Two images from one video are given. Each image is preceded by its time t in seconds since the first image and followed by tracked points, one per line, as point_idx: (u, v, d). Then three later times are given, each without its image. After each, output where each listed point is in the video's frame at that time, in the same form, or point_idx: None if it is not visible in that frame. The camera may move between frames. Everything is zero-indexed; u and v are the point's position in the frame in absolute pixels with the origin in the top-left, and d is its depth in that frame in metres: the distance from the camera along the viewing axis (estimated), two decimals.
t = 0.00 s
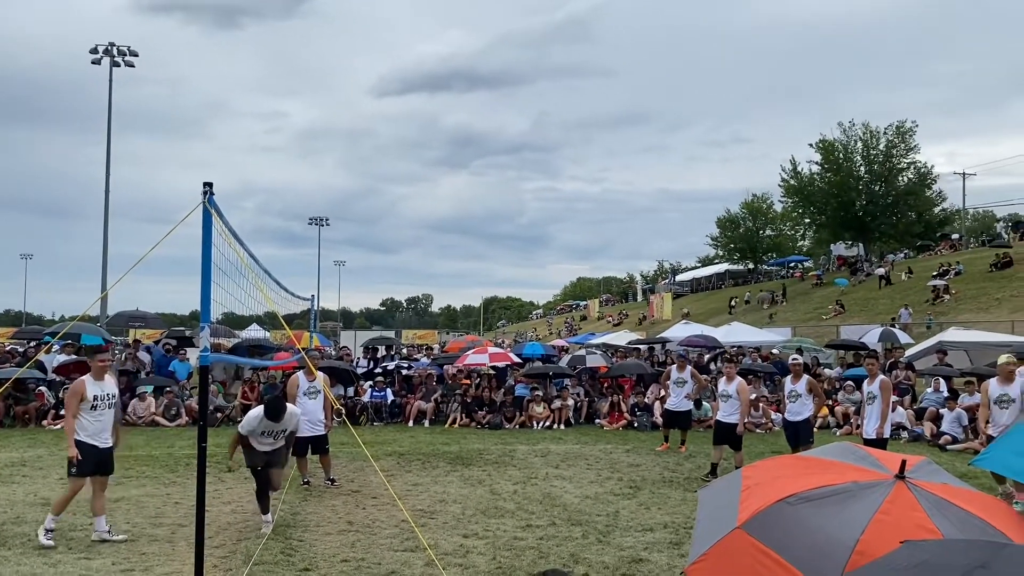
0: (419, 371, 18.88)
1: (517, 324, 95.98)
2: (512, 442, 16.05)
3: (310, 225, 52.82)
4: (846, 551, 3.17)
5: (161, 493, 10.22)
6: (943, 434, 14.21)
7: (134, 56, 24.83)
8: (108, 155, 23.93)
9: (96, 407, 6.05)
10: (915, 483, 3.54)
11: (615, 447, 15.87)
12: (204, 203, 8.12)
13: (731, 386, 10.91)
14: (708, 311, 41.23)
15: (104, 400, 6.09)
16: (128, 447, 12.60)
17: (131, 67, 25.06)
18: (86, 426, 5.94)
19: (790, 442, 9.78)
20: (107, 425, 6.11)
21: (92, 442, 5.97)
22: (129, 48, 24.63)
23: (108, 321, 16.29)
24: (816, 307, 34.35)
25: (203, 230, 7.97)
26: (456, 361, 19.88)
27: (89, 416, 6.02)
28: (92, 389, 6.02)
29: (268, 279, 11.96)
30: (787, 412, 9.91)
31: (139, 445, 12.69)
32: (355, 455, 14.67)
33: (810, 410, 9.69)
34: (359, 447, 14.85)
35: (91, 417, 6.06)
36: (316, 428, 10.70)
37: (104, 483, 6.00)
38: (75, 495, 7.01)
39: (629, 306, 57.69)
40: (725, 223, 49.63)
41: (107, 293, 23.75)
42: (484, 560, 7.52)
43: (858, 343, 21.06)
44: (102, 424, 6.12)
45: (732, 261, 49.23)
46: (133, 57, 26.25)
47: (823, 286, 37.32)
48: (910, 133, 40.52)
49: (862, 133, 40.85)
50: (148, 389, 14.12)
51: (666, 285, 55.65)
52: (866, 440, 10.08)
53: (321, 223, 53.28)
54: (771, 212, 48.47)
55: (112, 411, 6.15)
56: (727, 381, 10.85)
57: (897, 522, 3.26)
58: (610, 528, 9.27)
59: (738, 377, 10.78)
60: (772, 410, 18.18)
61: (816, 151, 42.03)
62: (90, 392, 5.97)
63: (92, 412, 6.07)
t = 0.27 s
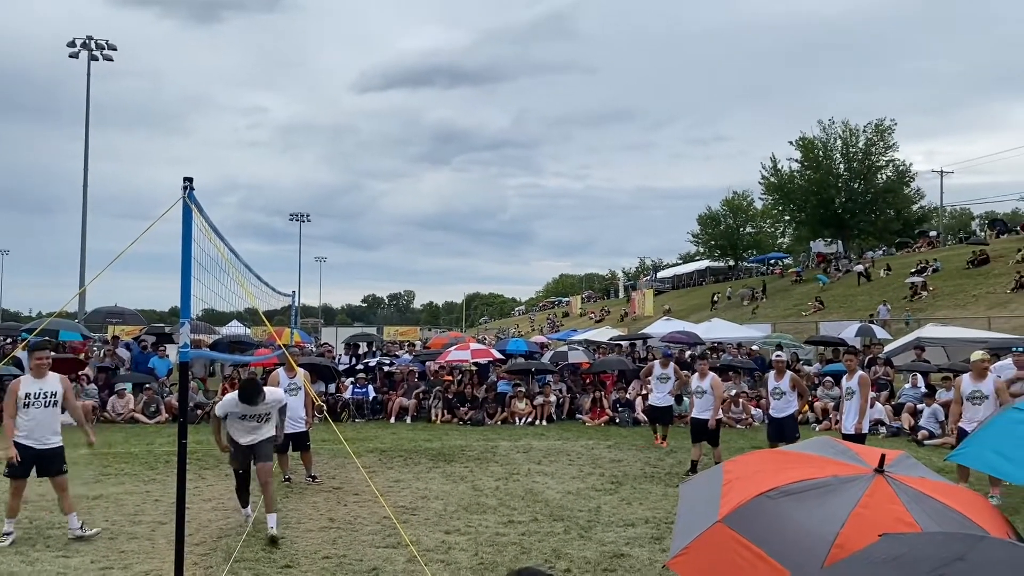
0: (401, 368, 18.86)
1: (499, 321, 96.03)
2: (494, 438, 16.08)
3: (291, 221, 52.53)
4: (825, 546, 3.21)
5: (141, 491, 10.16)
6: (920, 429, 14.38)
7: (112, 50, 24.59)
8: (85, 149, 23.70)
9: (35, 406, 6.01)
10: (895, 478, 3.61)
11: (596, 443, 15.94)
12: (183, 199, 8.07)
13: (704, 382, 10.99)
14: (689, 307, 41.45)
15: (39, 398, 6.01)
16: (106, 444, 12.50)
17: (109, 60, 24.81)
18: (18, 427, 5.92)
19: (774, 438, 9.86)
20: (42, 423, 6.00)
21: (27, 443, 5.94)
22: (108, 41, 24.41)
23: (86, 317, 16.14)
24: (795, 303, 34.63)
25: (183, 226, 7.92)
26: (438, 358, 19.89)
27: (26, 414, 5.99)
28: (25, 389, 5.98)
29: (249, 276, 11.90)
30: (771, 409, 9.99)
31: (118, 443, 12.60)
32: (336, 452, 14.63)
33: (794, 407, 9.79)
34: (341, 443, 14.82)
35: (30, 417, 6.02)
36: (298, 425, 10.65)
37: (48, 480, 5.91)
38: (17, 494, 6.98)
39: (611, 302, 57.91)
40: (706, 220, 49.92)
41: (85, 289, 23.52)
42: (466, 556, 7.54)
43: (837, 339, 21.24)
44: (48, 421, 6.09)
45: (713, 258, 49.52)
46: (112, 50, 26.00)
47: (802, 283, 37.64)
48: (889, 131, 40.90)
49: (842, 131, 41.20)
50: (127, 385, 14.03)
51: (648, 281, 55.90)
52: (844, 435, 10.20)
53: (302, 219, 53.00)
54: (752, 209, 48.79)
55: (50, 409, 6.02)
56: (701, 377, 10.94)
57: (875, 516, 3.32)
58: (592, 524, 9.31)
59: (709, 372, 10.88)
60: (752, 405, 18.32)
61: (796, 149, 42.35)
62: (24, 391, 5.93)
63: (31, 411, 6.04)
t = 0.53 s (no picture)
0: (382, 365, 18.80)
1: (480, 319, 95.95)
2: (476, 436, 16.05)
3: (270, 218, 52.16)
4: (805, 542, 3.23)
5: (119, 489, 10.05)
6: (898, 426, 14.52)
7: (90, 44, 24.30)
8: (62, 144, 23.42)
9: None
10: (873, 474, 3.64)
11: (578, 440, 15.96)
12: (162, 194, 7.99)
13: (676, 379, 11.08)
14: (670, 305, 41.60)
15: None
16: (83, 442, 12.35)
17: (86, 54, 24.51)
18: None
19: (754, 435, 9.92)
20: None
21: None
22: (85, 35, 24.13)
23: (62, 314, 15.94)
24: (775, 301, 34.88)
25: (162, 221, 7.84)
26: (419, 356, 19.85)
27: None
28: None
29: (229, 273, 11.80)
30: (752, 407, 10.06)
31: (95, 441, 12.45)
32: (317, 450, 14.55)
33: (776, 405, 9.85)
34: (321, 441, 14.73)
35: None
36: (277, 423, 10.57)
37: None
38: None
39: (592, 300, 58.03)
40: (687, 218, 50.15)
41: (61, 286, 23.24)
42: (447, 553, 7.53)
43: (817, 336, 21.41)
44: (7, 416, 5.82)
45: (693, 256, 49.77)
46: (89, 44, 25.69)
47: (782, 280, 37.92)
48: (867, 131, 41.28)
49: (821, 130, 41.54)
50: (105, 383, 13.87)
51: (629, 279, 56.09)
52: (823, 432, 10.28)
53: (282, 216, 52.69)
54: (732, 208, 49.09)
55: (0, 403, 5.71)
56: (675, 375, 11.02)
57: (854, 512, 3.35)
58: (573, 521, 9.33)
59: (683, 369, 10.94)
60: (733, 403, 18.42)
61: (776, 148, 42.65)
62: None
63: None
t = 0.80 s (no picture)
0: (363, 364, 18.75)
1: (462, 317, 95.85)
2: (457, 434, 16.03)
3: (250, 216, 51.82)
4: (786, 538, 3.27)
5: (96, 489, 9.94)
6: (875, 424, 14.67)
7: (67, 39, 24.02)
8: (39, 140, 23.15)
9: None
10: (853, 471, 3.69)
11: (559, 438, 15.99)
12: (141, 191, 7.92)
13: (652, 376, 11.15)
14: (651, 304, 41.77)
15: None
16: (59, 442, 12.20)
17: (64, 49, 24.23)
18: None
19: (733, 432, 9.99)
20: None
21: None
22: (63, 30, 23.86)
23: (38, 312, 15.75)
24: (755, 300, 35.12)
25: (141, 218, 7.75)
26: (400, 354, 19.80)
27: None
28: None
29: (208, 271, 11.70)
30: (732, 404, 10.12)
31: (72, 440, 12.31)
32: (297, 449, 14.46)
33: (754, 402, 9.91)
34: (302, 440, 14.65)
35: None
36: (256, 422, 10.49)
37: None
38: None
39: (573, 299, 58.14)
40: (668, 218, 50.38)
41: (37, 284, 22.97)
42: (428, 552, 7.52)
43: (796, 335, 21.58)
44: None
45: (674, 255, 50.01)
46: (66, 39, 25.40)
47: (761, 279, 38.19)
48: (846, 131, 41.63)
49: (801, 130, 41.86)
50: (82, 382, 13.72)
51: (610, 278, 56.26)
52: (803, 430, 10.36)
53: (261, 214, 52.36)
54: (713, 207, 49.39)
55: None
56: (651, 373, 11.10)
57: (834, 508, 3.39)
58: (554, 519, 9.36)
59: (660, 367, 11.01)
60: (713, 401, 18.52)
61: (756, 148, 42.94)
62: None
63: None
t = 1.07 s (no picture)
0: (344, 363, 18.68)
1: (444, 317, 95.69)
2: (439, 433, 16.01)
3: (229, 214, 51.49)
4: (764, 536, 3.30)
5: (73, 489, 9.84)
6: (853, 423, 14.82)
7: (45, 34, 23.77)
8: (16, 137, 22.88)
9: None
10: (831, 469, 3.73)
11: (541, 437, 16.01)
12: (120, 189, 7.84)
13: (632, 376, 11.20)
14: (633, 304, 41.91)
15: None
16: (36, 441, 12.07)
17: (42, 45, 23.99)
18: None
19: (712, 431, 10.07)
20: None
21: None
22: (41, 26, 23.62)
23: (14, 311, 15.58)
24: (735, 299, 35.33)
25: (119, 215, 7.68)
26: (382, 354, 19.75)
27: None
28: None
29: (187, 269, 11.60)
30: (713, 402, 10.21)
31: (48, 440, 12.18)
32: (277, 449, 14.38)
33: (734, 400, 9.98)
34: (282, 440, 14.57)
35: None
36: (237, 421, 10.41)
37: None
38: None
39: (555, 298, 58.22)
40: (650, 218, 50.59)
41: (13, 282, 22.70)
42: (409, 551, 7.51)
43: (776, 334, 21.74)
44: None
45: (656, 254, 50.21)
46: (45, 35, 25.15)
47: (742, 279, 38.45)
48: (827, 131, 41.93)
49: (782, 131, 42.16)
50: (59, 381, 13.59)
51: (592, 278, 56.38)
52: (783, 428, 10.44)
53: (241, 212, 52.01)
54: (694, 207, 49.66)
55: None
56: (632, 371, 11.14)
57: (812, 505, 3.42)
58: (535, 518, 9.38)
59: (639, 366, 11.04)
60: (694, 400, 18.62)
61: (737, 148, 43.22)
62: None
63: None
